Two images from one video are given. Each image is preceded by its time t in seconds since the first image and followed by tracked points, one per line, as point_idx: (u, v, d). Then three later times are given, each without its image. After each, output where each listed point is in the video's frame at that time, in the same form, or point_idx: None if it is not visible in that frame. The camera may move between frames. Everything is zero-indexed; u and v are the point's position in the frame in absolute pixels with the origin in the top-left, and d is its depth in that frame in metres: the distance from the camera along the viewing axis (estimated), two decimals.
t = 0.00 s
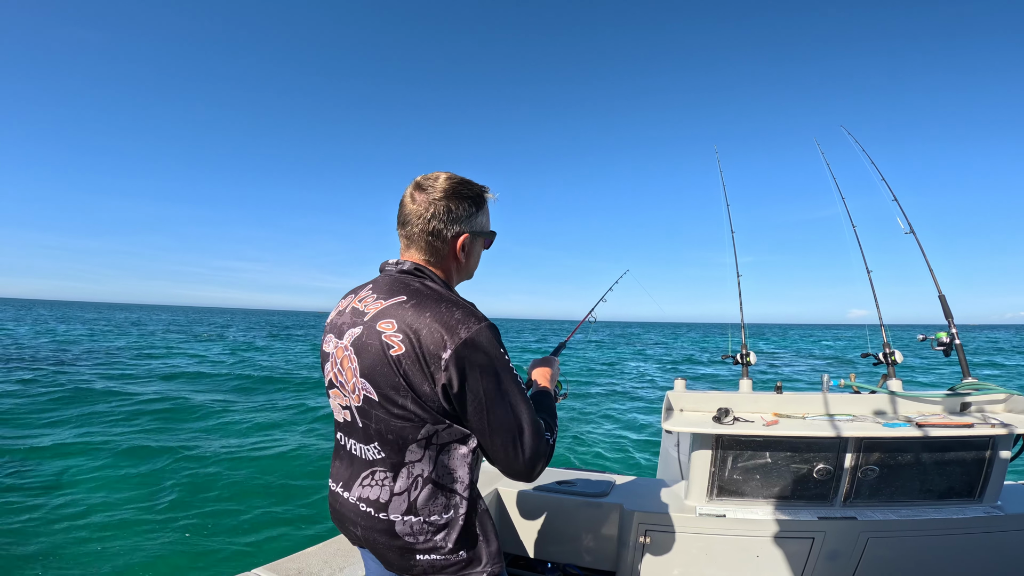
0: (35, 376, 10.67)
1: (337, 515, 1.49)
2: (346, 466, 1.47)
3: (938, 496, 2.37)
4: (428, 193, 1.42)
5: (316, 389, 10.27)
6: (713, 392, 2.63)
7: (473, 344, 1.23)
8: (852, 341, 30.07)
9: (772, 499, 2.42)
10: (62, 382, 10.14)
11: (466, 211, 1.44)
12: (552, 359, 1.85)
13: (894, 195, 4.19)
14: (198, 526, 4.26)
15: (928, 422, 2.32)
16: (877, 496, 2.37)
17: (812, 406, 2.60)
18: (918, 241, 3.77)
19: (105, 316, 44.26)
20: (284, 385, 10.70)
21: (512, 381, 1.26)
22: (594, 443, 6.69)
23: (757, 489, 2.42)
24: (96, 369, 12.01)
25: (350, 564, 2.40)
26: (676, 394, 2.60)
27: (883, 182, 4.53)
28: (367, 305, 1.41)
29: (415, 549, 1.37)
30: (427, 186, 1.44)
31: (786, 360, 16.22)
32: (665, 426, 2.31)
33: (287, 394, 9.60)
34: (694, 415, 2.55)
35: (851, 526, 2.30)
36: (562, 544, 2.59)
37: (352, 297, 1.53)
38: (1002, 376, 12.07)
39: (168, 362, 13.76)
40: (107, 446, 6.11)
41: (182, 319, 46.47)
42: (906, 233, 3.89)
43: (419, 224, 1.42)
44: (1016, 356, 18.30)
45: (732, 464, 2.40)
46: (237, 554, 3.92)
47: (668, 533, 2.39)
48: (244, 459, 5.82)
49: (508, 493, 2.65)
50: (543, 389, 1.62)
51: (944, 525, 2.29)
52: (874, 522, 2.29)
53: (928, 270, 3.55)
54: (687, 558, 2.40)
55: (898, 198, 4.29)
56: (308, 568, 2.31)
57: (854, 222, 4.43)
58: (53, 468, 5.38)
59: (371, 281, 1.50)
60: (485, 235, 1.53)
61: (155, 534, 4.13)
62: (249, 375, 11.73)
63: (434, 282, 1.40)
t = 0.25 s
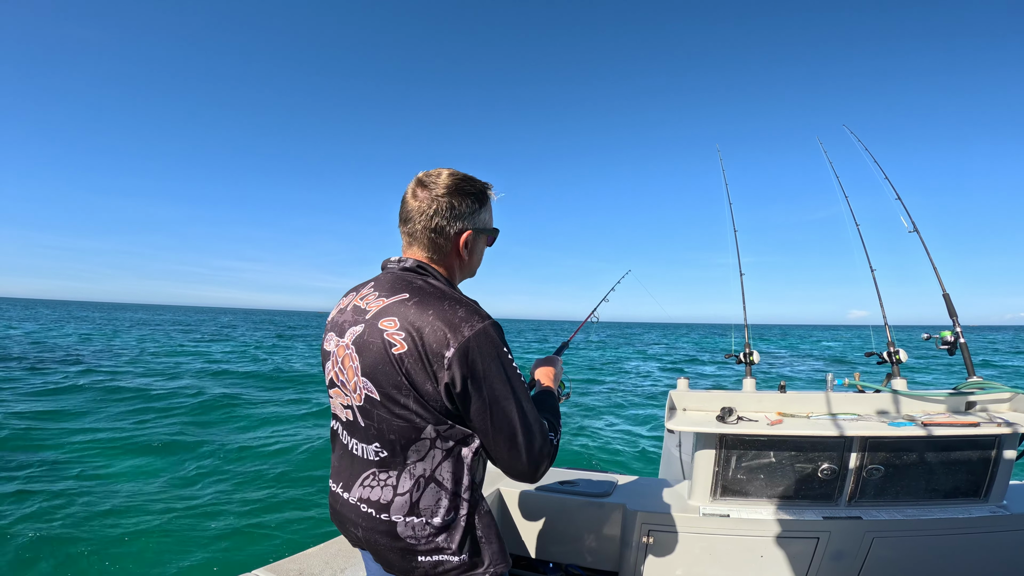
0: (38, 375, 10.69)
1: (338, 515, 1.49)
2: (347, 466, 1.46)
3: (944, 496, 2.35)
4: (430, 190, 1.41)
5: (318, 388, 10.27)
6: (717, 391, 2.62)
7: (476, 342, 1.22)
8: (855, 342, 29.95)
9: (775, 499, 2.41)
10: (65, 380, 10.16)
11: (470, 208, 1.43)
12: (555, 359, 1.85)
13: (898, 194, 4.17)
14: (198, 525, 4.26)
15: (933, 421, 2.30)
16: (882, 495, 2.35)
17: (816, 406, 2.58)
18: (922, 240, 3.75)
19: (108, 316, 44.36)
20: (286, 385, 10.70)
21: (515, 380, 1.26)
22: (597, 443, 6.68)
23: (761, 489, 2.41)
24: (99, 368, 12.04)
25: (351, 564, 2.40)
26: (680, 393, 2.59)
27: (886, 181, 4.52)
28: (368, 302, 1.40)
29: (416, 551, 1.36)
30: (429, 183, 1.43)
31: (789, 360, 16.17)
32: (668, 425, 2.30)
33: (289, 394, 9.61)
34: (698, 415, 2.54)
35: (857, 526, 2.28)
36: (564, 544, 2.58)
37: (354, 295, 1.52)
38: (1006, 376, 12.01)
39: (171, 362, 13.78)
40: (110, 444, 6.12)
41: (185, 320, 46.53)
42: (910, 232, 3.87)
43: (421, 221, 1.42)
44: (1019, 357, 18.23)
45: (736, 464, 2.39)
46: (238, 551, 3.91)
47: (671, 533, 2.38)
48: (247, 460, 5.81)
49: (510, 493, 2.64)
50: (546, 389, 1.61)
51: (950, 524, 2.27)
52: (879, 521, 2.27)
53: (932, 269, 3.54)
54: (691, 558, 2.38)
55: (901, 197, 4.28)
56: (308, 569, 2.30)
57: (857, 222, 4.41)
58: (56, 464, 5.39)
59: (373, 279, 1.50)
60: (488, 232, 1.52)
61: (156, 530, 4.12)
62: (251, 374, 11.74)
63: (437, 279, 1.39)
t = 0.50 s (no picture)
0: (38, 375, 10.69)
1: (339, 515, 1.48)
2: (348, 466, 1.45)
3: (945, 494, 2.34)
4: (433, 189, 1.41)
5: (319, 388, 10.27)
6: (717, 390, 2.62)
7: (478, 341, 1.22)
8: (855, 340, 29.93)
9: (777, 498, 2.40)
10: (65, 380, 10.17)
11: (472, 208, 1.43)
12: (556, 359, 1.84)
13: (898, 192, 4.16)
14: (197, 521, 4.24)
15: (935, 419, 2.30)
16: (884, 494, 2.34)
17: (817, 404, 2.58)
18: (922, 237, 3.75)
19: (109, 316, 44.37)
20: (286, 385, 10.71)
21: (517, 380, 1.25)
22: (598, 443, 6.68)
23: (763, 487, 2.40)
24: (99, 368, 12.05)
25: (352, 564, 2.40)
26: (680, 392, 2.58)
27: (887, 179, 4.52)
28: (370, 302, 1.40)
29: (418, 550, 1.36)
30: (432, 182, 1.43)
31: (790, 359, 16.16)
32: (669, 424, 2.30)
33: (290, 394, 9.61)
34: (698, 413, 2.54)
35: (858, 525, 2.27)
36: (565, 543, 2.58)
37: (356, 294, 1.52)
38: (1007, 376, 11.99)
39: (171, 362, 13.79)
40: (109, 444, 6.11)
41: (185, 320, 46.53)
42: (911, 230, 3.87)
43: (424, 220, 1.41)
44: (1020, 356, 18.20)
45: (737, 462, 2.39)
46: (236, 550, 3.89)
47: (671, 532, 2.38)
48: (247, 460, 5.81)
49: (511, 492, 2.64)
50: (548, 389, 1.61)
51: (952, 522, 2.27)
52: (881, 519, 2.27)
53: (932, 267, 3.53)
54: (692, 557, 2.38)
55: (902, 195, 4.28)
56: (309, 569, 2.30)
57: (857, 220, 4.41)
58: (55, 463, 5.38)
59: (375, 279, 1.49)
60: (490, 232, 1.52)
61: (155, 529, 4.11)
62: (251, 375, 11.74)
63: (439, 279, 1.38)
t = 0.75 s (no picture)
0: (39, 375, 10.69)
1: (342, 514, 1.48)
2: (351, 465, 1.45)
3: (947, 492, 2.34)
4: (438, 190, 1.40)
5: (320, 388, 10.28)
6: (718, 388, 2.62)
7: (482, 343, 1.21)
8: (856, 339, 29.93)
9: (778, 496, 2.40)
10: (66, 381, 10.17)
11: (477, 210, 1.43)
12: (559, 359, 1.84)
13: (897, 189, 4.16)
14: (194, 524, 4.23)
15: (935, 417, 2.30)
16: (886, 492, 2.34)
17: (818, 402, 2.58)
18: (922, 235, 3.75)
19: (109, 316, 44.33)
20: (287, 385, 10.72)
21: (519, 381, 1.25)
22: (599, 442, 6.68)
23: (764, 485, 2.40)
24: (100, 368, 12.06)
25: (354, 564, 2.40)
26: (681, 390, 2.58)
27: (887, 177, 4.52)
28: (375, 302, 1.40)
29: (420, 549, 1.36)
30: (437, 183, 1.43)
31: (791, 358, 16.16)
32: (669, 423, 2.30)
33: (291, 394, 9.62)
34: (699, 412, 2.54)
35: (860, 523, 2.27)
36: (566, 542, 2.58)
37: (360, 294, 1.52)
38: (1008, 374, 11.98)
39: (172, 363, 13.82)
40: (108, 444, 6.10)
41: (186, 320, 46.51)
42: (911, 227, 3.87)
43: (428, 222, 1.41)
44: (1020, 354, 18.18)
45: (738, 460, 2.39)
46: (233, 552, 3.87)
47: (672, 530, 2.38)
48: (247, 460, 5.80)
49: (513, 491, 2.64)
50: (550, 390, 1.61)
51: (953, 520, 2.27)
52: (883, 517, 2.27)
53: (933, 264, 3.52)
54: (694, 555, 2.38)
55: (901, 192, 4.29)
56: (311, 569, 2.30)
57: (857, 218, 4.41)
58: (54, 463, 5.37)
59: (379, 279, 1.49)
60: (495, 235, 1.52)
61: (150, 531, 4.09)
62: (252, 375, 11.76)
63: (443, 282, 1.38)
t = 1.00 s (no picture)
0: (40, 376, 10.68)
1: (342, 513, 1.47)
2: (352, 464, 1.45)
3: (951, 490, 2.33)
4: (442, 191, 1.39)
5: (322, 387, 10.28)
6: (720, 386, 2.61)
7: (484, 345, 1.20)
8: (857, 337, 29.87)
9: (781, 494, 2.39)
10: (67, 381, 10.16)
11: (480, 210, 1.42)
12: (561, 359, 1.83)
13: (899, 185, 4.14)
14: (194, 528, 4.22)
15: (938, 414, 2.29)
16: (889, 490, 2.33)
17: (821, 400, 2.57)
18: (924, 231, 3.73)
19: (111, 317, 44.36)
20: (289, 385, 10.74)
21: (521, 382, 1.24)
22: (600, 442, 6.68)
23: (767, 484, 2.39)
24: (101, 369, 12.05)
25: (356, 564, 2.39)
26: (683, 388, 2.57)
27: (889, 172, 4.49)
28: (377, 302, 1.39)
29: (421, 549, 1.35)
30: (441, 183, 1.42)
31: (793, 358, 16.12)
32: (671, 421, 2.29)
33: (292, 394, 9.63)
34: (701, 410, 2.53)
35: (864, 521, 2.26)
36: (569, 541, 2.57)
37: (363, 294, 1.51)
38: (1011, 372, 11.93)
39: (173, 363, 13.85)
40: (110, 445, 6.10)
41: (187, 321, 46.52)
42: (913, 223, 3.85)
43: (432, 222, 1.40)
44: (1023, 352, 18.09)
45: (740, 458, 2.38)
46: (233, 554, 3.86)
47: (675, 529, 2.37)
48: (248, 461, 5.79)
49: (515, 490, 2.63)
50: (552, 391, 1.60)
51: (957, 518, 2.25)
52: (887, 515, 2.26)
53: (936, 260, 3.51)
54: (696, 553, 2.37)
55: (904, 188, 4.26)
56: (313, 569, 2.30)
57: (859, 214, 4.38)
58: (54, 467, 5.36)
59: (382, 279, 1.48)
60: (498, 235, 1.51)
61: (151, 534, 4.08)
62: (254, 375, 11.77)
63: (446, 283, 1.37)
